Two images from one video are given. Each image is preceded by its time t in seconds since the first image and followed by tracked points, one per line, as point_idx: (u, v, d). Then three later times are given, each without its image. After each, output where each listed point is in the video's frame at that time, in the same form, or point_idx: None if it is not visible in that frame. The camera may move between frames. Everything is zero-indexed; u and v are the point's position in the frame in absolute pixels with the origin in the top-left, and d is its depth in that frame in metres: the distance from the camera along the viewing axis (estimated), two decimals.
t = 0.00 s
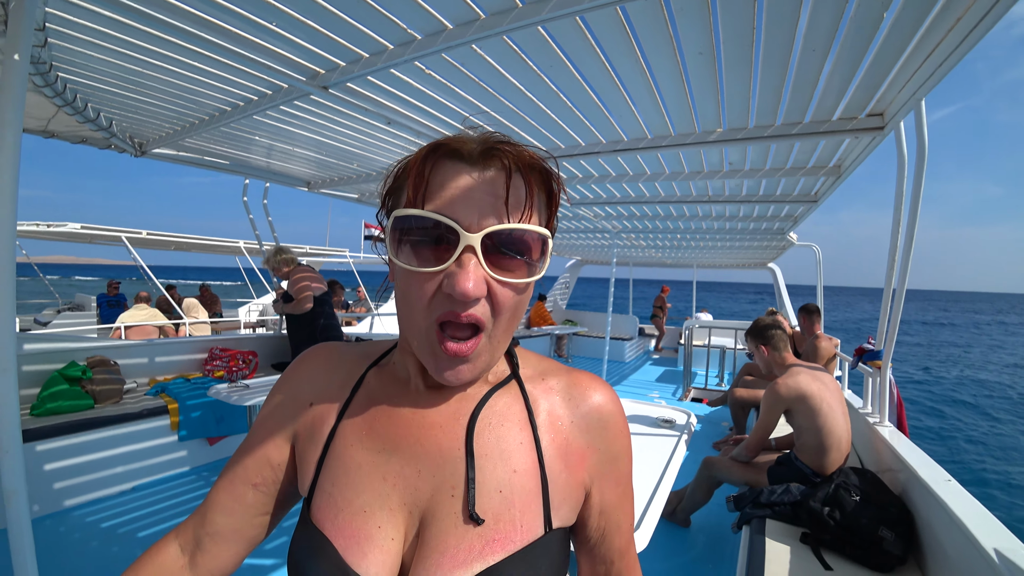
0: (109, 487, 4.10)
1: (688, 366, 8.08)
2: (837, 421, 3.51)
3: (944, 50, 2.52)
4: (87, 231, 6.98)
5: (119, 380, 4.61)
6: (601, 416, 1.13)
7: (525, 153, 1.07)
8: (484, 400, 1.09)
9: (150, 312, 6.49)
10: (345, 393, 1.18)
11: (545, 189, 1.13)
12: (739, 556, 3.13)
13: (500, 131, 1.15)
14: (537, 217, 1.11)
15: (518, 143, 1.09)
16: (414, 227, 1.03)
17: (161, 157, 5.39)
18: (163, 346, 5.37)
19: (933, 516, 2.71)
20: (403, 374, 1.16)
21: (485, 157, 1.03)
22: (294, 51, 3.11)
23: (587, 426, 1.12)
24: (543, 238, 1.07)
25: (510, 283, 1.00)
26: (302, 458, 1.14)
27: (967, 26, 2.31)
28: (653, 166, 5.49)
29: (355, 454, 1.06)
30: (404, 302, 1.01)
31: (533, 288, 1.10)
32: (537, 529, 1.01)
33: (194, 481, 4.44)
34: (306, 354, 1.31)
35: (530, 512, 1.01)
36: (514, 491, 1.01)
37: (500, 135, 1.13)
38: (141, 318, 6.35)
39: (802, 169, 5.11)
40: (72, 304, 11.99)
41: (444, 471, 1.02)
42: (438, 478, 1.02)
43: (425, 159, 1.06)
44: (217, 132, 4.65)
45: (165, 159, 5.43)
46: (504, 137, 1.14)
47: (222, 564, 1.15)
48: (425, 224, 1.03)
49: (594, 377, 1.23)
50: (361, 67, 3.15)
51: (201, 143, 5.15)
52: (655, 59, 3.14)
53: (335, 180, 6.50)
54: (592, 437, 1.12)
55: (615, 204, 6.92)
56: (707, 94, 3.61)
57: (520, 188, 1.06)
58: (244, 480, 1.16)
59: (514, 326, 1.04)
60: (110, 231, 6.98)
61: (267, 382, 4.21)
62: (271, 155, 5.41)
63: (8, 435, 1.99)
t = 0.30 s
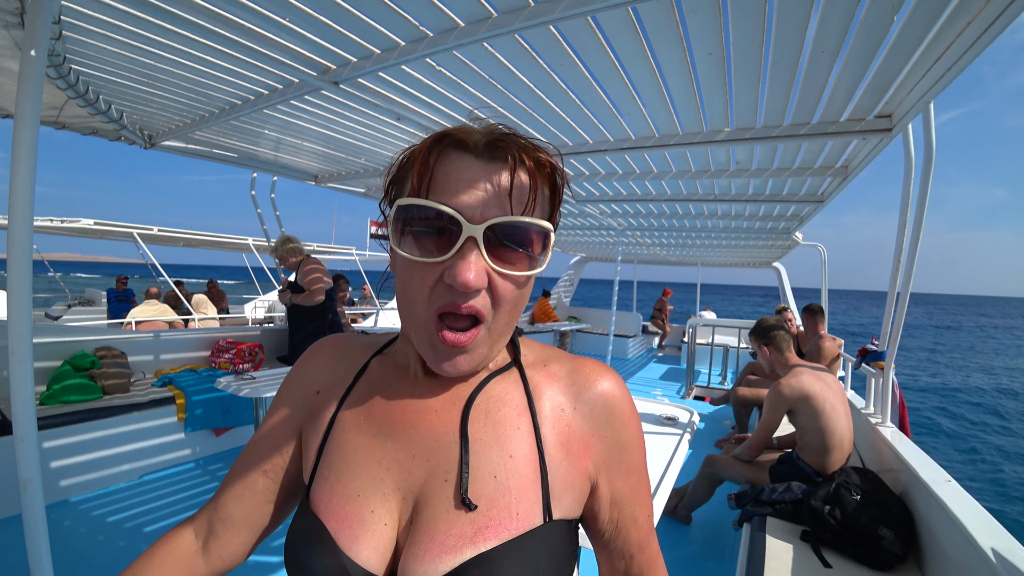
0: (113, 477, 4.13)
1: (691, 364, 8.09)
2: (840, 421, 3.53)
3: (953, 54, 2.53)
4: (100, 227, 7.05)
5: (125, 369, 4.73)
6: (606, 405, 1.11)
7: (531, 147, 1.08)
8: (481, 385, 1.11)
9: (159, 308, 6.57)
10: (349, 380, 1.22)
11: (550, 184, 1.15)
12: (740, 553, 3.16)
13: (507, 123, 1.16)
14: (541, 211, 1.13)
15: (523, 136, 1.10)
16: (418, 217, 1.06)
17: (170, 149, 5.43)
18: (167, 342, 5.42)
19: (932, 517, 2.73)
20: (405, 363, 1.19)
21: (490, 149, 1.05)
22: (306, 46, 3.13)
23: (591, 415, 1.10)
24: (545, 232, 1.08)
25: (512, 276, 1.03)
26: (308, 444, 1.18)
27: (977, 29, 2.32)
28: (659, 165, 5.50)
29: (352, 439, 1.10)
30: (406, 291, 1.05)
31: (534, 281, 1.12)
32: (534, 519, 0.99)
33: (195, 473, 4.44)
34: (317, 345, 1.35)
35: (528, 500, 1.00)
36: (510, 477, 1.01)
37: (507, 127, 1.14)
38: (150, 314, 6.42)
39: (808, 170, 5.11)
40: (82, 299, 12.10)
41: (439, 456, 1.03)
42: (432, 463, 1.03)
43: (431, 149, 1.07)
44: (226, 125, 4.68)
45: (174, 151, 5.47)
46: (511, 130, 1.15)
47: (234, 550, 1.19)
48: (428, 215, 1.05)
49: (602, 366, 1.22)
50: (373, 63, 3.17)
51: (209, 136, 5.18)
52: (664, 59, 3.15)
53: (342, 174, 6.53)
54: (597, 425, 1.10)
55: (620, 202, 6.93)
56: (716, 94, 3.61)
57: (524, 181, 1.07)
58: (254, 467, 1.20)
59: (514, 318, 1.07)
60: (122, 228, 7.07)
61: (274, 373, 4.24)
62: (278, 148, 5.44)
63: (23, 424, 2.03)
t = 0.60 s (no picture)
0: (115, 469, 4.18)
1: (690, 364, 8.13)
2: (835, 421, 3.58)
3: (950, 61, 2.57)
4: (107, 227, 7.11)
5: (128, 362, 4.80)
6: (609, 395, 1.13)
7: (527, 141, 1.12)
8: (484, 377, 1.15)
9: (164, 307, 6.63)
10: (355, 377, 1.28)
11: (548, 178, 1.18)
12: (734, 551, 3.20)
13: (504, 120, 1.20)
14: (539, 204, 1.15)
15: (519, 131, 1.14)
16: (418, 212, 1.10)
17: (174, 145, 5.47)
18: (168, 340, 5.46)
19: (923, 516, 2.78)
20: (407, 359, 1.26)
21: (486, 144, 1.09)
22: (311, 45, 3.17)
23: (593, 406, 1.12)
24: (543, 224, 1.11)
25: (510, 266, 1.05)
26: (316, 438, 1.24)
27: (974, 35, 2.35)
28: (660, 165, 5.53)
29: (356, 433, 1.14)
30: (407, 283, 1.09)
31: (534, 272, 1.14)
32: (534, 512, 1.00)
33: (197, 469, 4.43)
34: (324, 346, 1.41)
35: (527, 492, 1.01)
36: (508, 470, 1.03)
37: (504, 123, 1.18)
38: (155, 312, 6.46)
39: (808, 172, 5.14)
40: (86, 297, 12.19)
41: (439, 448, 1.07)
42: (433, 455, 1.06)
43: (429, 147, 1.12)
44: (231, 121, 4.71)
45: (179, 147, 5.51)
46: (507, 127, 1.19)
47: (244, 542, 1.24)
48: (427, 208, 1.09)
49: (604, 357, 1.24)
50: (377, 62, 3.21)
51: (214, 132, 5.22)
52: (665, 62, 3.18)
53: (345, 171, 6.57)
54: (599, 415, 1.12)
55: (621, 202, 6.96)
56: (717, 97, 3.65)
57: (520, 172, 1.10)
58: (263, 461, 1.26)
59: (514, 308, 1.09)
60: (128, 228, 7.13)
61: (275, 367, 4.28)
62: (282, 144, 5.47)
63: (32, 416, 2.08)
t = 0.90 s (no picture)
0: (115, 465, 4.21)
1: (687, 366, 8.17)
2: (829, 423, 3.61)
3: (943, 69, 2.63)
4: (111, 231, 7.09)
5: (128, 361, 4.78)
6: (619, 395, 1.13)
7: (536, 144, 1.13)
8: (493, 376, 1.17)
9: (166, 311, 6.68)
10: (364, 377, 1.30)
11: (557, 179, 1.19)
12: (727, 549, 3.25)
13: (514, 120, 1.21)
14: (548, 206, 1.17)
15: (529, 133, 1.15)
16: (427, 216, 1.13)
17: (175, 142, 5.48)
18: (167, 343, 5.50)
19: (913, 517, 2.83)
20: (415, 358, 1.29)
21: (496, 148, 1.10)
22: (314, 46, 3.21)
23: (603, 406, 1.13)
24: (553, 228, 1.13)
25: (520, 273, 1.08)
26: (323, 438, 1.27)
27: (968, 44, 2.41)
28: (659, 168, 5.56)
29: (364, 433, 1.16)
30: (417, 287, 1.12)
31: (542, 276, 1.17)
32: (544, 512, 1.01)
33: (193, 466, 4.47)
34: (334, 345, 1.44)
35: (537, 493, 1.03)
36: (518, 470, 1.04)
37: (514, 124, 1.19)
38: (156, 316, 6.49)
39: (806, 176, 5.18)
40: (86, 297, 12.19)
41: (448, 449, 1.08)
42: (442, 456, 1.08)
43: (438, 149, 1.13)
44: (232, 120, 4.73)
45: (180, 144, 5.52)
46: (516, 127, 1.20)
47: (244, 538, 1.27)
48: (437, 214, 1.11)
49: (615, 357, 1.24)
50: (379, 64, 3.24)
51: (215, 130, 5.24)
52: (664, 67, 3.22)
53: (345, 170, 6.59)
54: (609, 416, 1.12)
55: (620, 204, 7.00)
56: (715, 102, 3.69)
57: (531, 178, 1.12)
58: (269, 459, 1.29)
59: (523, 312, 1.12)
60: (131, 232, 7.14)
61: (274, 365, 4.30)
62: (282, 143, 5.49)
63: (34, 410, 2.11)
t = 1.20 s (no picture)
0: (111, 471, 4.21)
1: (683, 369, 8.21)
2: (821, 423, 3.66)
3: (928, 73, 2.68)
4: (108, 243, 7.13)
5: (123, 367, 4.79)
6: (625, 399, 1.12)
7: (531, 146, 1.13)
8: (500, 383, 1.15)
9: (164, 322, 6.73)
10: (370, 386, 1.29)
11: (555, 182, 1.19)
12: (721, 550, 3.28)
13: (508, 127, 1.22)
14: (547, 208, 1.17)
15: (523, 137, 1.16)
16: (426, 222, 1.12)
17: (171, 150, 5.50)
18: (163, 355, 5.50)
19: (903, 516, 2.86)
20: (422, 366, 1.27)
21: (492, 151, 1.11)
22: (308, 55, 3.25)
23: (610, 410, 1.11)
24: (553, 229, 1.12)
25: (521, 273, 1.07)
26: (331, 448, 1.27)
27: (949, 50, 2.47)
28: (651, 172, 5.62)
29: (372, 443, 1.15)
30: (418, 293, 1.10)
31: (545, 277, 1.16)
32: (554, 518, 1.01)
33: (190, 472, 4.48)
34: (341, 355, 1.44)
35: (546, 498, 1.02)
36: (527, 476, 1.03)
37: (508, 129, 1.20)
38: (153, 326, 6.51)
39: (797, 179, 5.24)
40: (83, 309, 12.15)
41: (456, 457, 1.07)
42: (450, 464, 1.07)
43: (434, 156, 1.14)
44: (227, 127, 4.76)
45: (175, 152, 5.54)
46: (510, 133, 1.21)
47: (247, 547, 1.28)
48: (435, 218, 1.11)
49: (620, 360, 1.23)
50: (372, 72, 3.28)
51: (210, 138, 5.27)
52: (653, 74, 3.28)
53: (340, 176, 6.63)
54: (615, 419, 1.11)
55: (614, 208, 7.07)
56: (705, 108, 3.75)
57: (527, 179, 1.12)
58: (274, 468, 1.30)
59: (527, 314, 1.10)
60: (128, 243, 7.17)
61: (270, 371, 4.31)
62: (277, 150, 5.52)
63: (31, 420, 2.13)
